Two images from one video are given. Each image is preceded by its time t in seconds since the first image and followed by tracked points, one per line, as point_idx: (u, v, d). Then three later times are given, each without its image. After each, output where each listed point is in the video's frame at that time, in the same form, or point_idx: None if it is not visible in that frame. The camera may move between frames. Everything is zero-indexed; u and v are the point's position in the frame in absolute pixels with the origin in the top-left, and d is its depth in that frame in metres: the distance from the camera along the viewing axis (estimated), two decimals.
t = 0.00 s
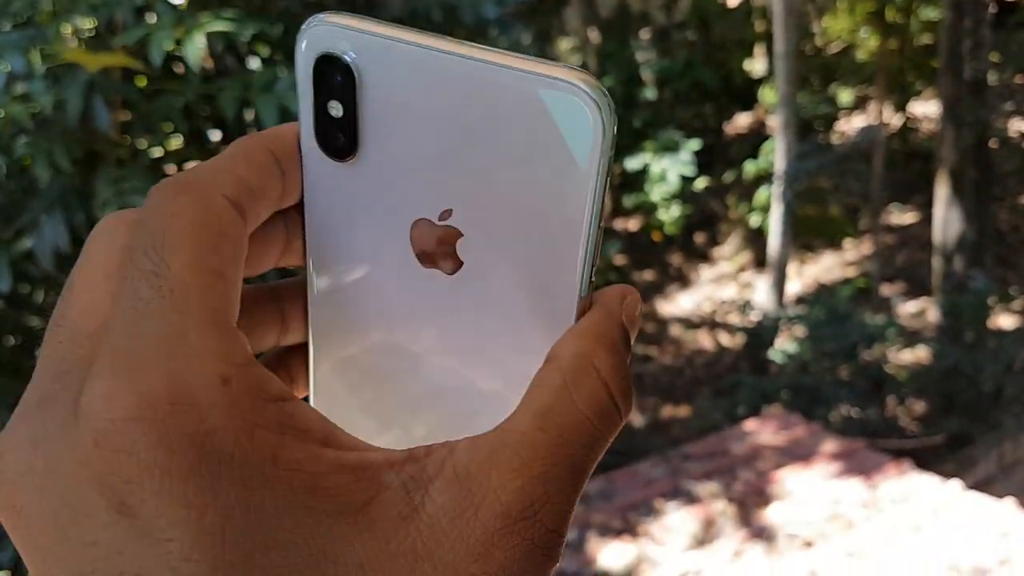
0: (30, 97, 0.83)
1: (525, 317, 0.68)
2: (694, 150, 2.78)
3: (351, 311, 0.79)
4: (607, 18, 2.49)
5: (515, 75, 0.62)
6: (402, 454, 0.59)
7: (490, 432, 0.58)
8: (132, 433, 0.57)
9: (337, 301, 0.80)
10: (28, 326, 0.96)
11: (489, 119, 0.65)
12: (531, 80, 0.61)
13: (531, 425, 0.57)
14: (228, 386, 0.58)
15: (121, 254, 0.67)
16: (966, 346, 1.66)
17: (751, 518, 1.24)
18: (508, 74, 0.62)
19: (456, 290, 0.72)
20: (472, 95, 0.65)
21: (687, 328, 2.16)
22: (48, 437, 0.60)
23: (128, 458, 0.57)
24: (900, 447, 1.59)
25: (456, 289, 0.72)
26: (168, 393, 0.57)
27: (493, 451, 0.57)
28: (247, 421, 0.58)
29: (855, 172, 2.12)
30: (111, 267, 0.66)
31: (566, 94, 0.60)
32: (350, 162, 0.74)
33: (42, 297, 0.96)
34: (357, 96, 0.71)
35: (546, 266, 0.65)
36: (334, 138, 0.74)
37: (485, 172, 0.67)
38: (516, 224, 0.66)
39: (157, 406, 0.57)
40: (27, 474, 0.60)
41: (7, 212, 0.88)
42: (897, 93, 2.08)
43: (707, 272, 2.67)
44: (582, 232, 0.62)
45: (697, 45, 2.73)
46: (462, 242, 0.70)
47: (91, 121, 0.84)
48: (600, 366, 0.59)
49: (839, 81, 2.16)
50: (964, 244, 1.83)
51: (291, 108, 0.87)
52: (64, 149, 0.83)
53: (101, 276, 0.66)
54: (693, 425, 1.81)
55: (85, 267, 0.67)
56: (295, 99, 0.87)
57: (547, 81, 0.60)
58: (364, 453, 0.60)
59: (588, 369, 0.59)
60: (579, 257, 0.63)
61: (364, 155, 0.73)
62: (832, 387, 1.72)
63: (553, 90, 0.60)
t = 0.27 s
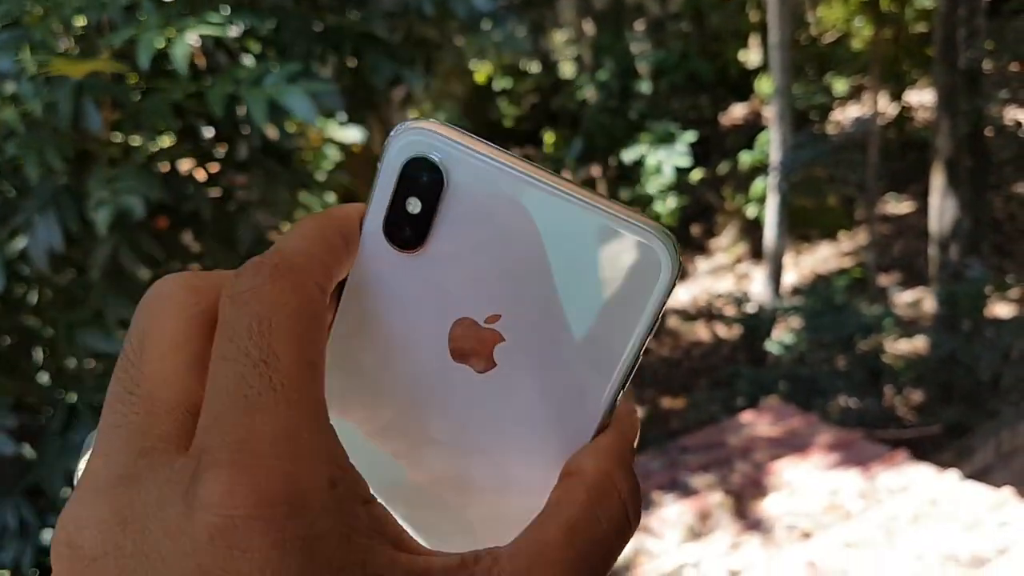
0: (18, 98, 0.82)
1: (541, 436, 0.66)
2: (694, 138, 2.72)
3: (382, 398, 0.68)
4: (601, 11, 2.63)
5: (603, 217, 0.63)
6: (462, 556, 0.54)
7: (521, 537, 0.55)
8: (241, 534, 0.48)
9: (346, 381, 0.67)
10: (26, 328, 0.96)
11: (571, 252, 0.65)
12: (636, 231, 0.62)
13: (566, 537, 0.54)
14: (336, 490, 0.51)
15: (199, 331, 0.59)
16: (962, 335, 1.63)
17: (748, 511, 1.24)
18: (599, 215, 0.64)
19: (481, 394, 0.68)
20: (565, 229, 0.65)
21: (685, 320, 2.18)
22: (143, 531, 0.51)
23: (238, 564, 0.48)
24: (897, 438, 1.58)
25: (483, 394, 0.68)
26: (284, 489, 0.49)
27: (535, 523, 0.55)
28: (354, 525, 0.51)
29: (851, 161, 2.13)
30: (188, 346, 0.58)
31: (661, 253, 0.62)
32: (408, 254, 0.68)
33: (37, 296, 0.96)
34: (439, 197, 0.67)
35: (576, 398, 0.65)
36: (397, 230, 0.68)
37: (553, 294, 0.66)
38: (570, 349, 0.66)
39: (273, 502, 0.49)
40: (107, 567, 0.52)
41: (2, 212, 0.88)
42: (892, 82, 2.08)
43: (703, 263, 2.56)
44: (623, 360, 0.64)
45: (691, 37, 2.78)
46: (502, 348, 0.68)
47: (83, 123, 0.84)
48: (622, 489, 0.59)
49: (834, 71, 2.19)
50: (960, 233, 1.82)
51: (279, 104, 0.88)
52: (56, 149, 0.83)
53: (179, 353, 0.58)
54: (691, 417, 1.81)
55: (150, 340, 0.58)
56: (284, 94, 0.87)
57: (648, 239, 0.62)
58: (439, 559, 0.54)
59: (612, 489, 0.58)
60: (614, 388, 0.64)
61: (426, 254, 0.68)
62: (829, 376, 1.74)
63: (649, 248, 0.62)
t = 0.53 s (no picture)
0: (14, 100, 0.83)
1: (552, 475, 0.61)
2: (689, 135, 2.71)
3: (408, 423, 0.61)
4: (597, 9, 2.70)
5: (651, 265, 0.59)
6: None
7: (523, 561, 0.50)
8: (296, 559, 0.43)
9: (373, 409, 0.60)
10: (24, 326, 0.96)
11: (602, 293, 0.60)
12: (669, 282, 0.59)
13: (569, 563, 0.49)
14: (384, 522, 0.45)
15: (242, 347, 0.53)
16: (958, 329, 1.66)
17: (744, 506, 1.24)
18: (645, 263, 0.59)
19: (497, 428, 0.62)
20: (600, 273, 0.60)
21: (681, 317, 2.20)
22: (187, 553, 0.45)
23: None
24: (894, 432, 1.59)
25: (498, 428, 0.62)
26: (337, 513, 0.44)
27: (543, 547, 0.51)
28: (398, 556, 0.45)
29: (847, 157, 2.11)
30: (227, 362, 0.52)
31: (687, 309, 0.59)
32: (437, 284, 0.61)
33: (35, 295, 0.96)
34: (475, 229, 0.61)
35: (586, 439, 0.61)
36: (428, 258, 0.60)
37: (581, 333, 0.61)
38: (591, 391, 0.61)
39: (326, 528, 0.43)
40: None
41: None
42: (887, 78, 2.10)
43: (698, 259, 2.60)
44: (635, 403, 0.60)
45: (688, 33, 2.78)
46: (518, 381, 0.62)
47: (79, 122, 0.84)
48: (621, 522, 0.55)
49: (829, 68, 2.22)
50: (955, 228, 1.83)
51: (273, 102, 0.88)
52: (51, 149, 0.84)
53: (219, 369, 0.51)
54: (688, 412, 1.82)
55: (188, 352, 0.52)
56: (278, 92, 0.88)
57: (677, 292, 0.59)
58: None
59: (611, 522, 0.54)
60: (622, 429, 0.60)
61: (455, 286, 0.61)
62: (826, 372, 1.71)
63: (677, 305, 0.59)
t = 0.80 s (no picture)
0: (9, 103, 0.84)
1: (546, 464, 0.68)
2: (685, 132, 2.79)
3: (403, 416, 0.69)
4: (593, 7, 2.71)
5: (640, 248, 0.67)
6: None
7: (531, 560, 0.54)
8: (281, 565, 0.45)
9: (370, 401, 0.68)
10: (19, 325, 0.96)
11: (593, 283, 0.68)
12: (673, 268, 0.66)
13: (575, 566, 0.53)
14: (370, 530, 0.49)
15: (210, 354, 0.56)
16: (955, 325, 1.65)
17: (743, 503, 1.24)
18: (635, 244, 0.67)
19: (496, 417, 0.70)
20: (596, 265, 0.68)
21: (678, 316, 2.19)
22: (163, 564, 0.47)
23: None
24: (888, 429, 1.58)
25: (497, 416, 0.70)
26: (318, 533, 0.46)
27: (555, 543, 0.55)
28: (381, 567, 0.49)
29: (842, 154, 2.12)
30: (206, 365, 0.55)
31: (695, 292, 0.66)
32: (435, 271, 0.69)
33: (32, 295, 0.96)
34: (472, 221, 0.69)
35: (583, 433, 0.68)
36: (425, 245, 0.69)
37: (576, 322, 0.69)
38: (588, 377, 0.69)
39: (311, 547, 0.46)
40: None
41: None
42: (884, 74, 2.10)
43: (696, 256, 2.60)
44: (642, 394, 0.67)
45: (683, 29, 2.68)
46: (517, 370, 0.70)
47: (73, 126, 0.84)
48: (626, 520, 0.59)
49: (825, 64, 2.17)
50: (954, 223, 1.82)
51: (268, 103, 0.88)
52: (45, 150, 0.84)
53: (196, 373, 0.55)
54: (686, 409, 1.83)
55: (163, 355, 0.55)
56: (273, 94, 0.87)
57: (682, 276, 0.66)
58: None
59: (617, 520, 0.58)
60: (628, 421, 0.67)
61: (456, 269, 0.70)
62: (824, 367, 1.76)
63: (684, 283, 0.66)
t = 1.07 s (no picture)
0: (5, 101, 0.83)
1: (548, 462, 0.58)
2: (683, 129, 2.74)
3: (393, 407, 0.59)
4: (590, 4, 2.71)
5: (641, 225, 0.57)
6: None
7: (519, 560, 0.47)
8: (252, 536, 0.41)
9: (357, 388, 0.58)
10: (15, 323, 0.96)
11: (599, 257, 0.58)
12: (671, 248, 0.57)
13: (569, 556, 0.47)
14: (355, 512, 0.43)
15: (200, 318, 0.50)
16: (954, 321, 1.64)
17: (741, 499, 1.24)
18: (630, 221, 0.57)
19: (486, 408, 0.60)
20: (599, 239, 0.58)
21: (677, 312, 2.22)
22: (142, 549, 0.42)
23: None
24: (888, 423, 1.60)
25: (493, 409, 0.60)
26: (300, 504, 0.41)
27: (543, 535, 0.49)
28: (367, 553, 0.44)
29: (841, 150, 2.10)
30: (190, 342, 0.49)
31: (693, 275, 0.57)
32: (424, 253, 0.60)
33: (28, 294, 0.96)
34: (462, 197, 0.60)
35: (583, 430, 0.58)
36: (413, 226, 0.60)
37: (574, 308, 0.59)
38: (587, 369, 0.59)
39: (289, 522, 0.41)
40: None
41: None
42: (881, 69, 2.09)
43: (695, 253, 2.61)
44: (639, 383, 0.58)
45: (682, 26, 2.83)
46: (509, 356, 0.60)
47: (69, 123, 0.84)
48: (625, 509, 0.52)
49: (822, 60, 2.20)
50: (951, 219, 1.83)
51: (265, 103, 0.87)
52: (44, 148, 0.83)
53: (180, 351, 0.49)
54: (684, 406, 1.83)
55: (146, 337, 0.49)
56: (270, 94, 0.87)
57: (680, 258, 0.57)
58: None
59: (616, 509, 0.52)
60: (620, 411, 0.57)
61: (444, 253, 0.60)
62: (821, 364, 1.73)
63: (681, 268, 0.57)
